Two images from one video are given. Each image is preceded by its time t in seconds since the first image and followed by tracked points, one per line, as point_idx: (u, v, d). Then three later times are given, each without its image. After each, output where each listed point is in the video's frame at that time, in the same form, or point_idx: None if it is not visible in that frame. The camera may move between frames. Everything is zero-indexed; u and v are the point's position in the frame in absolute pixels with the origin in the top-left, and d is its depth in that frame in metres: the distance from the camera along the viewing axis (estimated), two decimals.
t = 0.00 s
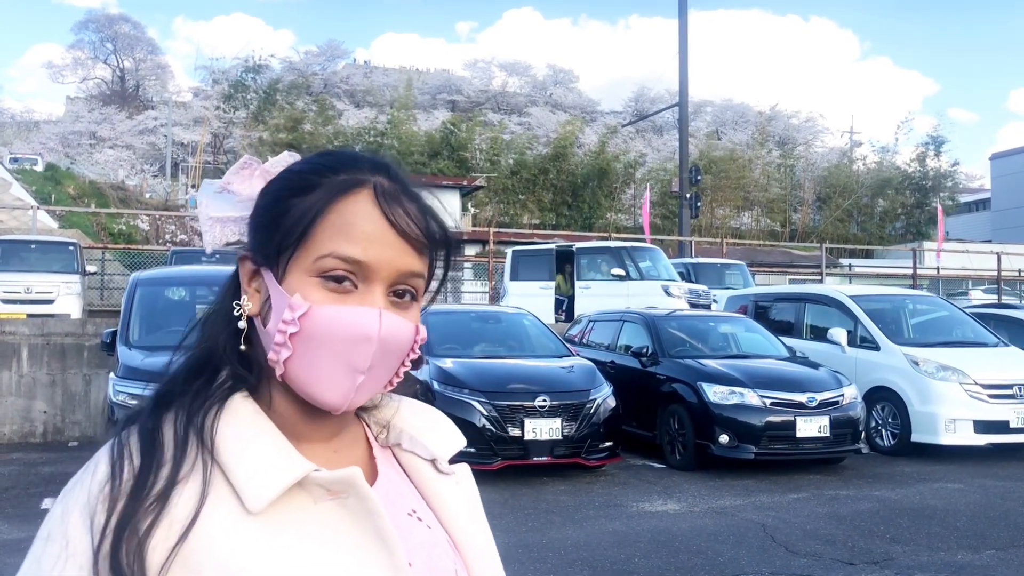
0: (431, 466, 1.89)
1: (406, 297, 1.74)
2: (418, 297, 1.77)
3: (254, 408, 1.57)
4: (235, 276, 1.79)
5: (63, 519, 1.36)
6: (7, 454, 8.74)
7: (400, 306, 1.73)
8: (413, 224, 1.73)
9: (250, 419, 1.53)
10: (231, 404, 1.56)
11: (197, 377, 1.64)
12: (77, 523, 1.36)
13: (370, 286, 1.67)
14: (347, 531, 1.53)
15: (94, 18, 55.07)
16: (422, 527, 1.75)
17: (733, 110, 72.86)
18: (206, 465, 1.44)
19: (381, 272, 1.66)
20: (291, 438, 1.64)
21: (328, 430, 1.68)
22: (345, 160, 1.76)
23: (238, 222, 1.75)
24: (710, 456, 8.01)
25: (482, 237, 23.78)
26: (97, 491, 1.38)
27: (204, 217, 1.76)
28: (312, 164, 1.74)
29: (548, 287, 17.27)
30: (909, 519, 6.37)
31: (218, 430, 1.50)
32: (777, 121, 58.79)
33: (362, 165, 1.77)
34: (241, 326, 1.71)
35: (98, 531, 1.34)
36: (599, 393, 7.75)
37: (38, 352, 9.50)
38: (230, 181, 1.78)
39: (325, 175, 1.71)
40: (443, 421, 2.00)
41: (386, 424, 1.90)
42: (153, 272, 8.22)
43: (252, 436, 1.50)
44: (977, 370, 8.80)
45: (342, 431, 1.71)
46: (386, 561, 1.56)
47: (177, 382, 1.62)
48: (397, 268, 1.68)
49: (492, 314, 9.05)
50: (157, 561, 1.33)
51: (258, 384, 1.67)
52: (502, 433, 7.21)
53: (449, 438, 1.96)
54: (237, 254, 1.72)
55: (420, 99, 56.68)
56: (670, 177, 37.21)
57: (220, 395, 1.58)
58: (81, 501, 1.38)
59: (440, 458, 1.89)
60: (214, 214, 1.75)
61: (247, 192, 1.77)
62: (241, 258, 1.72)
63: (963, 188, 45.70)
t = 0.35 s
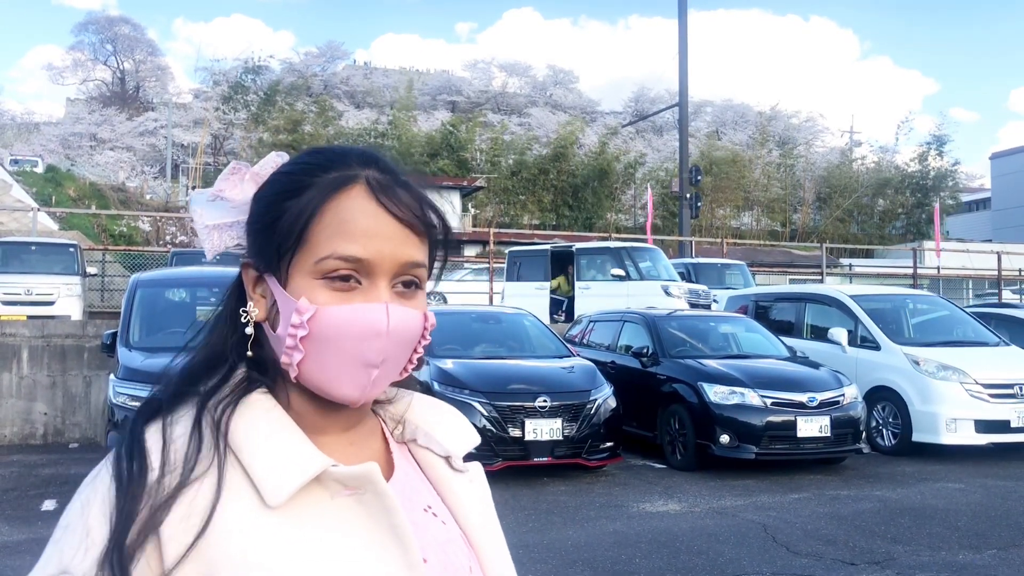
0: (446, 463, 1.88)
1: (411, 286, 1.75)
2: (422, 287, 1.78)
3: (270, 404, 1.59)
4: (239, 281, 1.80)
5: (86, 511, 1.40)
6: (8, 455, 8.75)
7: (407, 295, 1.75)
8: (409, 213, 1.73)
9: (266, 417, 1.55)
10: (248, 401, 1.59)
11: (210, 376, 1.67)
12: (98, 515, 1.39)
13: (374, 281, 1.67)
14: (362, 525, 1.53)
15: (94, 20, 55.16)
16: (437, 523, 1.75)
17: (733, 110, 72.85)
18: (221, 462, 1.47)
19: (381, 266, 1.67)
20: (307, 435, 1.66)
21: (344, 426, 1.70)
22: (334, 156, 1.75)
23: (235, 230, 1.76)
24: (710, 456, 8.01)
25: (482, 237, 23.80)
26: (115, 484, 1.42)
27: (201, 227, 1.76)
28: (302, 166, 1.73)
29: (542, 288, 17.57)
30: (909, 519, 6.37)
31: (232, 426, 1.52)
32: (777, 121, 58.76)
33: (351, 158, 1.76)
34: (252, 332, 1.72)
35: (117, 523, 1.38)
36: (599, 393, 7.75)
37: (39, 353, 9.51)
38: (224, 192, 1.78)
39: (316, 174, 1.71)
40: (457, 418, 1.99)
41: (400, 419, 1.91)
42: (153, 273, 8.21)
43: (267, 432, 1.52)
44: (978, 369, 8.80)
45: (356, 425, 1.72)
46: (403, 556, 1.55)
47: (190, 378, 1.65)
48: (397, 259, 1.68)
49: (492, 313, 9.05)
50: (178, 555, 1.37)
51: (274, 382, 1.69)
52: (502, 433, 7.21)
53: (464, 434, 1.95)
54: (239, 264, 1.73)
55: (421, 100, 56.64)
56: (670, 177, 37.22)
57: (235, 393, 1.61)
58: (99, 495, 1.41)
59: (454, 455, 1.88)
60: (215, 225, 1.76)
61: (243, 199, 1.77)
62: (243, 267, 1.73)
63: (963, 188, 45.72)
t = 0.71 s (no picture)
0: (456, 469, 1.87)
1: (409, 278, 1.74)
2: (421, 279, 1.77)
3: (274, 405, 1.59)
4: (245, 285, 1.80)
5: (97, 518, 1.40)
6: (8, 458, 8.75)
7: (405, 288, 1.74)
8: (403, 205, 1.73)
9: (272, 415, 1.55)
10: (255, 402, 1.59)
11: (214, 380, 1.67)
12: (105, 520, 1.40)
13: (368, 274, 1.67)
14: (366, 524, 1.53)
15: (94, 22, 55.24)
16: (444, 527, 1.74)
17: (733, 111, 72.88)
18: (226, 460, 1.47)
19: (375, 259, 1.67)
20: (314, 435, 1.66)
21: (350, 426, 1.69)
22: (327, 154, 1.76)
23: (241, 238, 1.77)
24: (711, 457, 8.00)
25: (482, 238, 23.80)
26: (119, 489, 1.42)
27: (216, 242, 1.78)
28: (296, 165, 1.74)
29: (540, 288, 17.63)
30: (911, 520, 6.36)
31: (235, 425, 1.52)
32: (777, 122, 58.76)
33: (343, 156, 1.76)
34: (257, 335, 1.72)
35: (122, 522, 1.38)
36: (600, 394, 7.75)
37: (39, 356, 9.49)
38: (230, 200, 1.79)
39: (308, 172, 1.71)
40: (466, 422, 1.99)
41: (409, 424, 1.91)
42: (152, 276, 8.20)
43: (269, 430, 1.52)
44: (978, 370, 8.79)
45: (365, 426, 1.72)
46: (407, 556, 1.55)
47: (197, 380, 1.66)
48: (390, 251, 1.68)
49: (493, 315, 9.04)
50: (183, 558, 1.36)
51: (279, 387, 1.69)
52: (503, 435, 7.21)
53: (473, 440, 1.95)
54: (240, 268, 1.74)
55: (421, 101, 56.67)
56: (669, 178, 37.28)
57: (243, 394, 1.61)
58: (105, 501, 1.42)
59: (463, 461, 1.87)
60: (224, 234, 1.77)
61: (247, 204, 1.77)
62: (245, 271, 1.73)
63: (964, 188, 45.79)
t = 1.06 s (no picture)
0: (460, 471, 1.87)
1: (413, 278, 1.74)
2: (425, 278, 1.77)
3: (277, 405, 1.59)
4: (246, 288, 1.80)
5: (100, 521, 1.40)
6: (11, 461, 8.75)
7: (409, 289, 1.74)
8: (407, 205, 1.73)
9: (275, 416, 1.55)
10: (259, 401, 1.59)
11: (218, 381, 1.66)
12: (106, 526, 1.40)
13: (371, 273, 1.67)
14: (369, 525, 1.52)
15: (95, 25, 55.37)
16: (450, 529, 1.75)
17: (735, 112, 72.90)
18: (229, 462, 1.46)
19: (378, 261, 1.66)
20: (318, 437, 1.66)
21: (356, 426, 1.69)
22: (329, 155, 1.76)
23: (244, 239, 1.76)
24: (713, 458, 7.99)
25: (483, 239, 23.82)
26: (121, 491, 1.42)
27: (220, 242, 1.77)
28: (298, 169, 1.73)
29: (539, 289, 17.70)
30: (914, 520, 6.35)
31: (238, 425, 1.52)
32: (779, 122, 58.75)
33: (345, 157, 1.76)
34: (261, 337, 1.72)
35: (125, 523, 1.38)
36: (602, 395, 7.73)
37: (41, 357, 9.49)
38: (233, 201, 1.78)
39: (309, 174, 1.71)
40: (470, 424, 2.00)
41: (414, 424, 1.90)
42: (154, 277, 8.22)
43: (273, 431, 1.51)
44: (981, 370, 8.78)
45: (369, 428, 1.72)
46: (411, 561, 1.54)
47: (202, 382, 1.66)
48: (392, 252, 1.67)
49: (494, 316, 9.03)
50: (185, 559, 1.36)
51: (283, 390, 1.69)
52: (505, 436, 7.20)
53: (476, 442, 1.95)
54: (243, 272, 1.73)
55: (422, 102, 56.68)
56: (670, 179, 37.31)
57: (246, 394, 1.61)
58: (106, 503, 1.42)
59: (468, 463, 1.87)
60: (228, 236, 1.77)
61: (253, 207, 1.77)
62: (248, 273, 1.73)
63: (966, 188, 45.79)
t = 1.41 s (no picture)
0: (458, 467, 1.86)
1: (417, 276, 1.74)
2: (430, 277, 1.76)
3: (275, 399, 1.58)
4: (254, 279, 1.80)
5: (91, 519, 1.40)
6: (14, 460, 8.76)
7: (413, 286, 1.73)
8: (418, 200, 1.74)
9: (272, 411, 1.54)
10: (251, 399, 1.57)
11: (217, 373, 1.66)
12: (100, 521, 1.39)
13: (376, 263, 1.67)
14: (363, 524, 1.51)
15: (98, 24, 55.41)
16: (445, 529, 1.73)
17: (738, 111, 72.77)
18: (225, 457, 1.46)
19: (384, 251, 1.67)
20: (314, 435, 1.65)
21: (353, 425, 1.68)
22: (344, 150, 1.77)
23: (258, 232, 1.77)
24: (716, 457, 7.97)
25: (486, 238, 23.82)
26: (115, 488, 1.41)
27: (237, 236, 1.78)
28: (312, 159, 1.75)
29: (541, 289, 17.73)
30: (918, 520, 6.33)
31: (234, 419, 1.51)
32: (782, 121, 58.62)
33: (358, 150, 1.77)
34: (261, 324, 1.72)
35: (117, 524, 1.37)
36: (605, 395, 7.72)
37: (44, 357, 9.49)
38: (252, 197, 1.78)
39: (323, 165, 1.72)
40: (468, 423, 1.99)
41: (411, 423, 1.90)
42: (157, 277, 8.22)
43: (269, 425, 1.51)
44: (985, 369, 8.75)
45: (367, 427, 1.71)
46: (407, 563, 1.53)
47: (200, 374, 1.65)
48: (399, 244, 1.68)
49: (497, 315, 9.03)
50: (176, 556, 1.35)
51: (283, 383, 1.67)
52: (508, 436, 7.19)
53: (475, 441, 1.94)
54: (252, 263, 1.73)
55: (424, 101, 56.66)
56: (674, 178, 37.21)
57: (242, 391, 1.60)
58: (100, 498, 1.42)
59: (466, 459, 1.86)
60: (240, 230, 1.77)
61: (269, 199, 1.77)
62: (256, 263, 1.73)
63: (971, 187, 45.71)
